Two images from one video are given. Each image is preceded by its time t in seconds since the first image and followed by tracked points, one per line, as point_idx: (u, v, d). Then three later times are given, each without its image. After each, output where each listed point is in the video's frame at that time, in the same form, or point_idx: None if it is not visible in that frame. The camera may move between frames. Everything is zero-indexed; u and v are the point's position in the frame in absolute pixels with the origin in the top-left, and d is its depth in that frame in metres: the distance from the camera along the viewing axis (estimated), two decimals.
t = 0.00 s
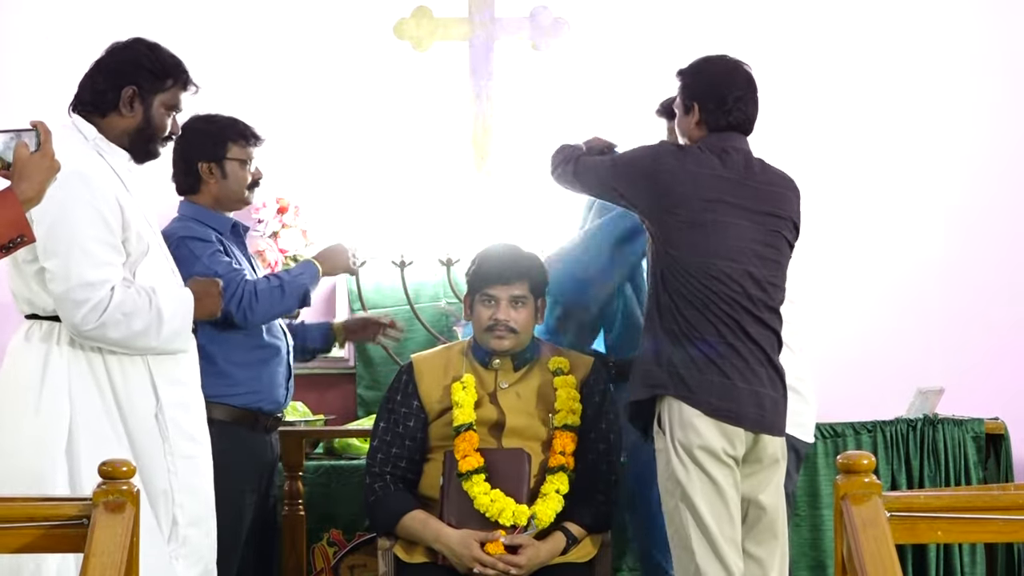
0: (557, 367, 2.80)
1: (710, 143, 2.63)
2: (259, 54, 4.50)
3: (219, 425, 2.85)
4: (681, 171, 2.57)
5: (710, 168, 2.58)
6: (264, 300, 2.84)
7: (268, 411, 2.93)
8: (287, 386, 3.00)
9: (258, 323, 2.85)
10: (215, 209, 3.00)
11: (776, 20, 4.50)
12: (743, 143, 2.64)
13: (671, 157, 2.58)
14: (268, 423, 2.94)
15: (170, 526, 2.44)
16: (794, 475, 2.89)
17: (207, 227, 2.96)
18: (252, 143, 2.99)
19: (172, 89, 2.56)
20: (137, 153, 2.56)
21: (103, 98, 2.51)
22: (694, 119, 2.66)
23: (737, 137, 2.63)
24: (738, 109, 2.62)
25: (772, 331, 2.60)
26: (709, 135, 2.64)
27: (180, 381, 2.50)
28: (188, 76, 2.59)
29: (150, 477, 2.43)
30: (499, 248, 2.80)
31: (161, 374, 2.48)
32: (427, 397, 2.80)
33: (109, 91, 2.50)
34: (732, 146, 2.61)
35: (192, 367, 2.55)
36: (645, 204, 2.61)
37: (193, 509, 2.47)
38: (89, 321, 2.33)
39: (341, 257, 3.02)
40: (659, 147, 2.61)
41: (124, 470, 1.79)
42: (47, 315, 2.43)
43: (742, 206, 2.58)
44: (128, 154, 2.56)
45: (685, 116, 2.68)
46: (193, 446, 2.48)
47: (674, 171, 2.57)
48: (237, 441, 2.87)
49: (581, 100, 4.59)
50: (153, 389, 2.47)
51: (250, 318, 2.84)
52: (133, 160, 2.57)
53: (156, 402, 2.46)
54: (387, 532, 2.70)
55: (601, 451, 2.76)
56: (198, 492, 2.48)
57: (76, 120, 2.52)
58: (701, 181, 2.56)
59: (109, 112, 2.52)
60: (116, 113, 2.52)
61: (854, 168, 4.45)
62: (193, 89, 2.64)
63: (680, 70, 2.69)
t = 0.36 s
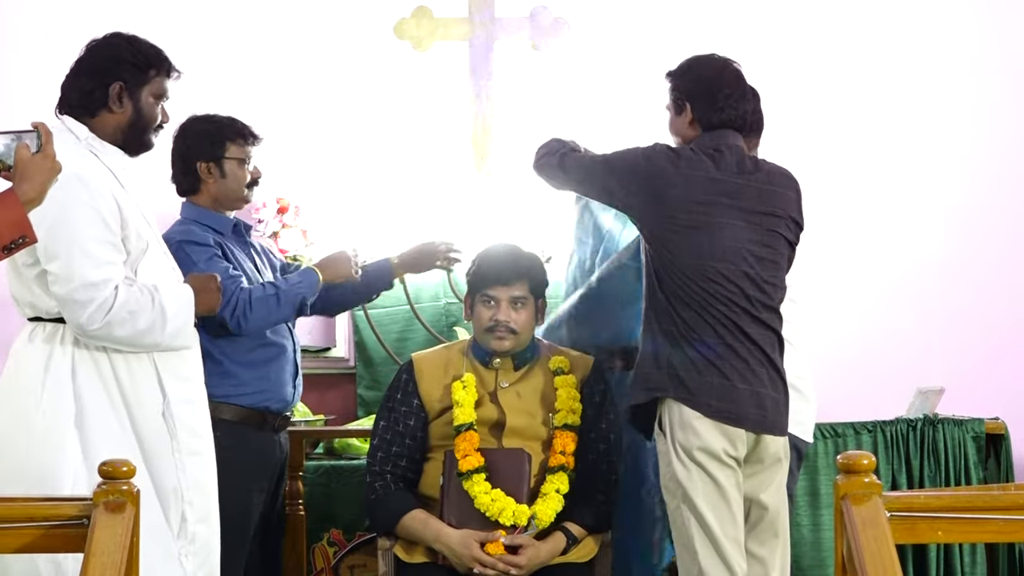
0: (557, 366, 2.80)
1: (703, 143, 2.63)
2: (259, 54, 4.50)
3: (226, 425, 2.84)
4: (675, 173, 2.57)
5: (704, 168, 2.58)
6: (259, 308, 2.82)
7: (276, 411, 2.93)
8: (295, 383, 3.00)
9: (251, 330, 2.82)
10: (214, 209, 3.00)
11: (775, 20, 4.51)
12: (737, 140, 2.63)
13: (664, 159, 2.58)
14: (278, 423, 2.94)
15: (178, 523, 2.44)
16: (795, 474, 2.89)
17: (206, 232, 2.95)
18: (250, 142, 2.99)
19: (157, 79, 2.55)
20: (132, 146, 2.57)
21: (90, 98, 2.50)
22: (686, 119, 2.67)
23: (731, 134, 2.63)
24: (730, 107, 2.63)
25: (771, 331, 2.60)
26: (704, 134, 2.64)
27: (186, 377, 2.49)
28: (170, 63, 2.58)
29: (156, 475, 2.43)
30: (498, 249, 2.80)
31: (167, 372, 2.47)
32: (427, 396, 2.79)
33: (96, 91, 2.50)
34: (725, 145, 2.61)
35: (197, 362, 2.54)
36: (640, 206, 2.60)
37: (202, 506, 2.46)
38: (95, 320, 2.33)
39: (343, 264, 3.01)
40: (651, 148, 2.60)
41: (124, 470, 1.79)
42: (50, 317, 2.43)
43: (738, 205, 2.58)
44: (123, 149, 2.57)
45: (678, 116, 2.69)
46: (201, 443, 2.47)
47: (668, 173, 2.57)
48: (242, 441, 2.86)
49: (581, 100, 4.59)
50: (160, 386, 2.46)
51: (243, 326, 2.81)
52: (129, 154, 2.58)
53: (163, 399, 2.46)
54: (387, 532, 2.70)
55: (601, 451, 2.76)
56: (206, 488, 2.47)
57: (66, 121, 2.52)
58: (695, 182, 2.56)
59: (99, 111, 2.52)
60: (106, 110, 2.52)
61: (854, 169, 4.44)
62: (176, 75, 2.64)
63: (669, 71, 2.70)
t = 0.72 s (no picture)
0: (557, 367, 2.81)
1: (712, 143, 2.61)
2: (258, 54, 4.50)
3: (232, 424, 2.85)
4: (682, 175, 2.56)
5: (712, 170, 2.57)
6: (244, 317, 2.81)
7: (283, 410, 2.93)
8: (304, 382, 3.00)
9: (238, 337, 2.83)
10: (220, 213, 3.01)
11: (775, 20, 4.51)
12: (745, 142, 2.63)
13: (670, 161, 2.58)
14: (288, 422, 2.95)
15: (184, 521, 2.44)
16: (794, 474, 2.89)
17: (203, 235, 2.95)
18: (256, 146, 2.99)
19: (151, 72, 2.55)
20: (133, 140, 2.57)
21: (87, 98, 2.51)
22: (705, 119, 2.63)
23: (738, 134, 2.63)
24: (743, 110, 2.63)
25: (774, 332, 2.60)
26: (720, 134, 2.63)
27: (186, 374, 2.50)
28: (162, 56, 2.59)
29: (163, 473, 2.43)
30: (499, 249, 2.79)
31: (170, 370, 2.48)
32: (427, 397, 2.79)
33: (91, 90, 2.51)
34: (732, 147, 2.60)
35: (198, 360, 2.54)
36: (644, 207, 2.60)
37: (207, 503, 2.47)
38: (96, 317, 2.33)
39: (343, 278, 2.98)
40: (660, 151, 2.60)
41: (124, 470, 1.80)
42: (52, 316, 2.43)
43: (744, 206, 2.58)
44: (124, 144, 2.57)
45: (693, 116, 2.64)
46: (204, 439, 2.48)
47: (674, 175, 2.57)
48: (247, 440, 2.86)
49: (581, 100, 4.59)
50: (162, 384, 2.47)
51: (229, 334, 2.82)
52: (129, 149, 2.58)
53: (166, 397, 2.46)
54: (387, 532, 2.70)
55: (601, 451, 2.76)
56: (211, 485, 2.47)
57: (64, 120, 2.52)
58: (702, 184, 2.56)
59: (96, 109, 2.52)
60: (104, 108, 2.52)
61: (854, 168, 4.45)
62: (167, 67, 2.65)
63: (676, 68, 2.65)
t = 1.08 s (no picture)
0: (558, 367, 2.81)
1: (710, 142, 2.62)
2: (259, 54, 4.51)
3: (234, 424, 2.85)
4: (693, 174, 2.55)
5: (722, 168, 2.57)
6: (244, 319, 2.81)
7: (286, 411, 2.93)
8: (310, 383, 2.99)
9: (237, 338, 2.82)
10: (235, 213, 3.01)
11: (774, 20, 4.52)
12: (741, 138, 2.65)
13: (679, 160, 2.56)
14: (292, 423, 2.95)
15: (178, 522, 2.44)
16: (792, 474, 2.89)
17: (212, 233, 2.95)
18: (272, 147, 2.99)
19: (151, 70, 2.55)
20: (135, 138, 2.57)
21: (88, 98, 2.51)
22: (687, 123, 2.66)
23: (732, 133, 2.64)
24: (725, 110, 2.65)
25: (783, 330, 2.61)
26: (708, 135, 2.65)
27: (185, 376, 2.50)
28: (162, 54, 2.58)
29: (158, 475, 2.43)
30: (499, 249, 2.79)
31: (168, 371, 2.48)
32: (427, 398, 2.80)
33: (91, 90, 2.50)
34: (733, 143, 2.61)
35: (196, 358, 2.55)
36: (655, 208, 2.57)
37: (201, 505, 2.46)
38: (110, 313, 2.33)
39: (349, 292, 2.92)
40: (667, 151, 2.58)
41: (123, 470, 1.80)
42: (53, 314, 2.43)
43: (754, 205, 2.58)
44: (125, 143, 2.57)
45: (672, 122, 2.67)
46: (199, 440, 2.48)
47: (686, 175, 2.55)
48: (247, 440, 2.86)
49: (581, 101, 4.60)
50: (160, 384, 2.47)
51: (227, 336, 2.82)
52: (130, 146, 2.58)
53: (164, 398, 2.46)
54: (387, 532, 2.70)
55: (601, 451, 2.75)
56: (206, 487, 2.48)
57: (66, 121, 2.52)
58: (713, 183, 2.55)
59: (98, 108, 2.52)
60: (104, 107, 2.52)
61: (854, 168, 4.45)
62: (168, 64, 2.64)
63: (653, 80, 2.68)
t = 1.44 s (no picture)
0: (557, 367, 2.81)
1: (707, 142, 2.63)
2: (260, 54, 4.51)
3: (232, 424, 2.85)
4: (687, 177, 2.55)
5: (716, 169, 2.57)
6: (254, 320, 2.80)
7: (286, 413, 2.92)
8: (312, 387, 2.98)
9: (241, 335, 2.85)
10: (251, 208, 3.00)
11: (774, 20, 4.52)
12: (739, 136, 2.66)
13: (674, 162, 2.56)
14: (292, 426, 2.95)
15: (173, 525, 2.45)
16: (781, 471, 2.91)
17: (228, 230, 2.95)
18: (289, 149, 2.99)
19: (167, 78, 2.53)
20: (146, 145, 2.56)
21: (102, 101, 2.49)
22: (682, 123, 2.65)
23: (734, 133, 2.64)
24: (719, 106, 2.61)
25: (779, 333, 2.61)
26: (705, 135, 2.63)
27: (186, 379, 2.50)
28: (180, 62, 2.56)
29: (156, 476, 2.44)
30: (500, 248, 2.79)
31: (169, 372, 2.48)
32: (427, 399, 2.80)
33: (107, 94, 2.48)
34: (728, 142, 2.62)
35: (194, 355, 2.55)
36: (650, 212, 2.58)
37: (196, 509, 2.48)
38: (183, 299, 2.42)
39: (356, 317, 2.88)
40: (661, 153, 2.58)
41: (123, 470, 1.80)
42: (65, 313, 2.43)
43: (750, 206, 2.58)
44: (138, 148, 2.55)
45: (671, 120, 2.67)
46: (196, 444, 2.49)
47: (681, 177, 2.55)
48: (246, 440, 2.86)
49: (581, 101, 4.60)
50: (161, 382, 2.47)
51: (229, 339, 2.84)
52: (142, 153, 2.56)
53: (165, 402, 2.46)
54: (387, 533, 2.69)
55: (601, 451, 2.75)
56: (201, 491, 2.49)
57: (81, 121, 2.50)
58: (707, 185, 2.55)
59: (112, 112, 2.50)
60: (119, 111, 2.50)
61: (854, 168, 4.45)
62: (185, 72, 2.62)
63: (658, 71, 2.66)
